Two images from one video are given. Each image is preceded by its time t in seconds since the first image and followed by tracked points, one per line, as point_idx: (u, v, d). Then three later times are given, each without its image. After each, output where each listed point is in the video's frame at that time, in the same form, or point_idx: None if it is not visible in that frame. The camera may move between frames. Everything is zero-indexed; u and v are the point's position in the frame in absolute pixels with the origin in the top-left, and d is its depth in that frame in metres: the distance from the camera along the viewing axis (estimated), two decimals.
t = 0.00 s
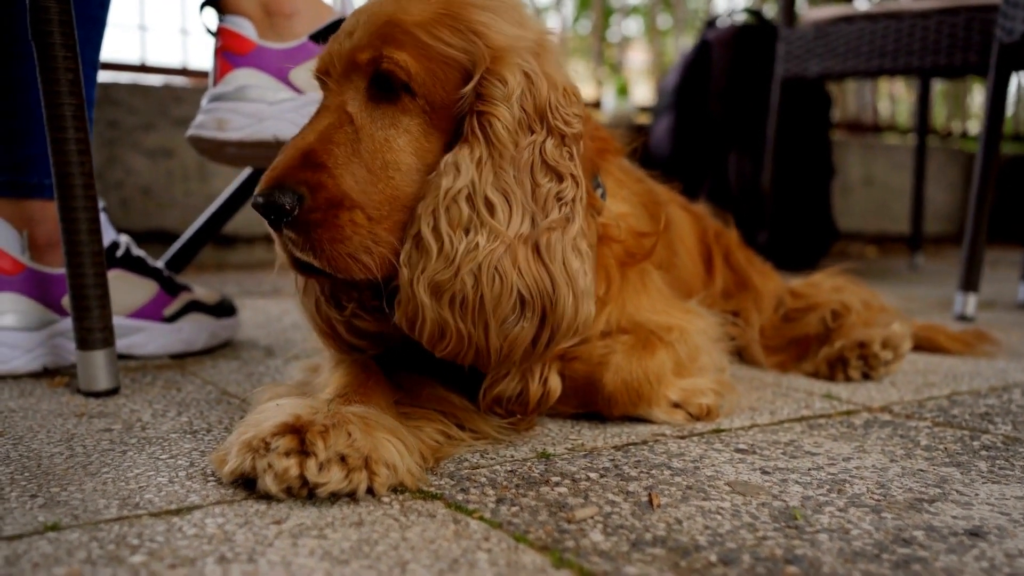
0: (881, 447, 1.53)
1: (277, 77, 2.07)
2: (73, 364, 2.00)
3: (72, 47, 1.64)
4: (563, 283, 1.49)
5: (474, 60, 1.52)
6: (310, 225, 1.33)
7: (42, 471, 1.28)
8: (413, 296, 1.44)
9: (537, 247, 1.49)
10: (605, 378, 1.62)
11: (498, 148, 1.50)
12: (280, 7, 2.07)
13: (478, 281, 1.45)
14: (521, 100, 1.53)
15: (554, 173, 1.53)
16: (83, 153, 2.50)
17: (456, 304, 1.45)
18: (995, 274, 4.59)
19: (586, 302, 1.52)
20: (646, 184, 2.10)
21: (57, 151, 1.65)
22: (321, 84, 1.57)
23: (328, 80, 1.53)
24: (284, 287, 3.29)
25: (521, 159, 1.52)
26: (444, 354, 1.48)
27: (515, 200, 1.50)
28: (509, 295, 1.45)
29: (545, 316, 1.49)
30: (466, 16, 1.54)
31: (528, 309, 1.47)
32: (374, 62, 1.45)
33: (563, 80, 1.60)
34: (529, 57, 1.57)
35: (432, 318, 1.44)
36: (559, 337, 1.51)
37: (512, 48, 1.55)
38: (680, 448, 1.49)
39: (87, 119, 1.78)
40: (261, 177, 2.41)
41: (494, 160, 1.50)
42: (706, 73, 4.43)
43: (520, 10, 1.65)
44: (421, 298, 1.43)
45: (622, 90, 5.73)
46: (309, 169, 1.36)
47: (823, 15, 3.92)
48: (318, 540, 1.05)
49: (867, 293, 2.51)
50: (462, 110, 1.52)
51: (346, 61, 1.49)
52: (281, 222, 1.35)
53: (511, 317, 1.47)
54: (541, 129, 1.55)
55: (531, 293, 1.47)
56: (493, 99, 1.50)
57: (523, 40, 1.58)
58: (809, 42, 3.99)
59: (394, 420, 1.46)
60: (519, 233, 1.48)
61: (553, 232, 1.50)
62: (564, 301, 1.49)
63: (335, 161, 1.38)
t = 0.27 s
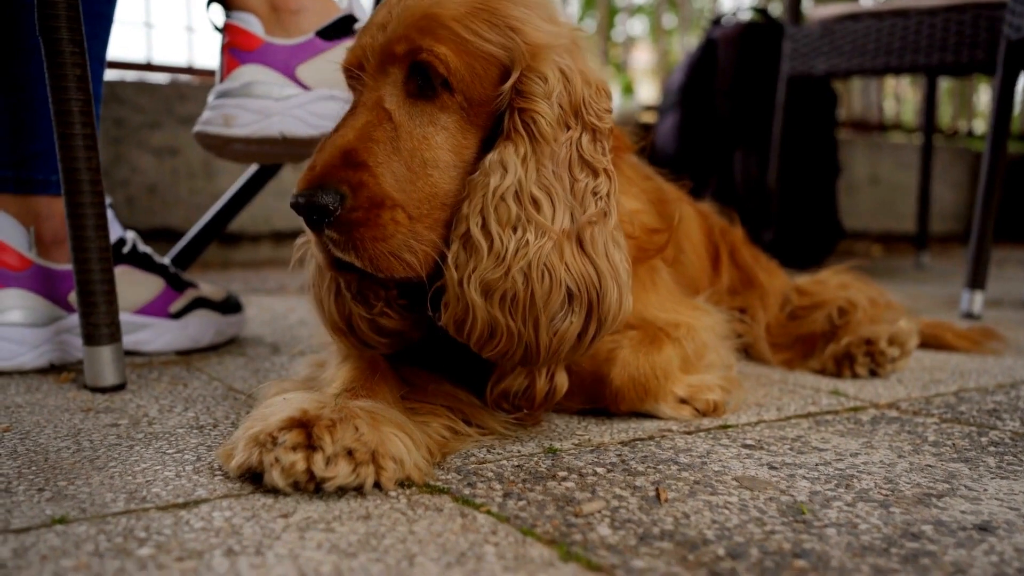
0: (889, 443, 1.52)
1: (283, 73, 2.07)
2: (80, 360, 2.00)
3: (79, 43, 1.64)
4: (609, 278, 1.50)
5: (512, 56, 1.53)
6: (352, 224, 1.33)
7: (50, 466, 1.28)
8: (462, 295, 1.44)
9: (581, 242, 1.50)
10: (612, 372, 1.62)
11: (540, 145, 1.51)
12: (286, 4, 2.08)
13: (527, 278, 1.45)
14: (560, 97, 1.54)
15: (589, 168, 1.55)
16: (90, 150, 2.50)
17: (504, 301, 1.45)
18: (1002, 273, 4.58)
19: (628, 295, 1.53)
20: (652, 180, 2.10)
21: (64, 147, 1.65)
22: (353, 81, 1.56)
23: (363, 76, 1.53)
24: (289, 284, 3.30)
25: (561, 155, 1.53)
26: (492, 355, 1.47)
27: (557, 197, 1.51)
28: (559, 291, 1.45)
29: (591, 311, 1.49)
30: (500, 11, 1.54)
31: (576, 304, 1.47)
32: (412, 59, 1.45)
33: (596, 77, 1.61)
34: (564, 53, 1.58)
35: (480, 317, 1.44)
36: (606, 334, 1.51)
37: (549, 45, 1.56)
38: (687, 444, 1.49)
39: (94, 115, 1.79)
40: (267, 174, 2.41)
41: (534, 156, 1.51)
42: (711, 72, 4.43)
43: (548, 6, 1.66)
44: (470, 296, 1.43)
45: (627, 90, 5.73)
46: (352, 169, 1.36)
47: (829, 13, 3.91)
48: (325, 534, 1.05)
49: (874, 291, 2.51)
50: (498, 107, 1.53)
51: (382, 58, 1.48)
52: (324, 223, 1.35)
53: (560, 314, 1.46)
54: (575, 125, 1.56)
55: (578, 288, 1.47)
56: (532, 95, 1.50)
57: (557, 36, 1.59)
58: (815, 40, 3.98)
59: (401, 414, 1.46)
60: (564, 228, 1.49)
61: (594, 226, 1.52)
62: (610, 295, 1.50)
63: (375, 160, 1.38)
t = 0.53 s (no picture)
0: (892, 439, 1.52)
1: (284, 69, 2.07)
2: (80, 357, 2.00)
3: (79, 38, 1.64)
4: (614, 276, 1.49)
5: (521, 53, 1.51)
6: (362, 222, 1.33)
7: (49, 461, 1.28)
8: (468, 291, 1.43)
9: (586, 239, 1.50)
10: (613, 368, 1.62)
11: (547, 142, 1.51)
12: None
13: (533, 275, 1.44)
14: (567, 94, 1.53)
15: (596, 165, 1.54)
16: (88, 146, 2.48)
17: (510, 298, 1.44)
18: (1004, 271, 4.57)
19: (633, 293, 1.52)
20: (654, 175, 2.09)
21: (64, 142, 1.65)
22: (359, 75, 1.55)
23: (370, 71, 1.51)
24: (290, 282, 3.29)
25: (567, 152, 1.53)
26: (497, 352, 1.47)
27: (563, 194, 1.50)
28: (564, 288, 1.45)
29: (596, 308, 1.49)
30: (509, 5, 1.53)
31: (581, 301, 1.47)
32: (421, 54, 1.44)
33: (603, 73, 1.60)
34: (572, 49, 1.57)
35: (484, 314, 1.43)
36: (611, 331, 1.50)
37: (558, 42, 1.55)
38: (688, 439, 1.48)
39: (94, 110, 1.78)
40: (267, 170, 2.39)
41: (541, 153, 1.50)
42: (712, 70, 4.37)
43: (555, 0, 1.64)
44: (476, 293, 1.43)
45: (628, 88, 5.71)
46: (361, 167, 1.35)
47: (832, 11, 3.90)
48: (325, 528, 1.04)
49: (876, 288, 2.50)
50: (505, 103, 1.52)
51: (390, 52, 1.47)
52: (333, 220, 1.34)
53: (565, 311, 1.46)
54: (582, 122, 1.56)
55: (583, 285, 1.47)
56: (541, 91, 1.50)
57: (566, 33, 1.57)
58: (817, 38, 3.97)
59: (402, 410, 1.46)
60: (570, 225, 1.49)
61: (599, 223, 1.51)
62: (615, 292, 1.49)
63: (384, 157, 1.37)
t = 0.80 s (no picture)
0: (905, 441, 1.50)
1: (289, 67, 2.05)
2: (84, 358, 1.98)
3: (83, 36, 1.62)
4: (626, 277, 1.48)
5: (531, 52, 1.50)
6: (372, 225, 1.31)
7: (52, 464, 1.26)
8: (479, 293, 1.41)
9: (598, 240, 1.48)
10: (623, 370, 1.60)
11: (558, 142, 1.49)
12: None
13: (545, 276, 1.42)
14: (578, 93, 1.51)
15: (607, 165, 1.52)
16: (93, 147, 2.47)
17: (521, 300, 1.42)
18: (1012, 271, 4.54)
19: (646, 294, 1.51)
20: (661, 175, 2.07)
21: (68, 141, 1.63)
22: (367, 75, 1.53)
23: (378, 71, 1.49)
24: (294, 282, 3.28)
25: (578, 152, 1.51)
26: (508, 355, 1.45)
27: (574, 194, 1.48)
28: (577, 290, 1.43)
29: (609, 309, 1.47)
30: (518, 4, 1.51)
31: (593, 303, 1.45)
32: (430, 54, 1.42)
33: (614, 72, 1.59)
34: (582, 47, 1.55)
35: (496, 316, 1.41)
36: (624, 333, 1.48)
37: (569, 41, 1.53)
38: (699, 442, 1.46)
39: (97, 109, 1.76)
40: (272, 169, 2.38)
41: (552, 153, 1.48)
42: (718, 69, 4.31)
43: None
44: (487, 295, 1.41)
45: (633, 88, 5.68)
46: (371, 168, 1.33)
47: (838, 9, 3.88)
48: (332, 533, 1.03)
49: (886, 288, 2.48)
50: (515, 103, 1.50)
51: (399, 52, 1.45)
52: (343, 223, 1.32)
53: (578, 313, 1.44)
54: (593, 121, 1.54)
55: (596, 286, 1.45)
56: (552, 91, 1.48)
57: (575, 31, 1.56)
58: (824, 37, 3.94)
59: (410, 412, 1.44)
60: (581, 226, 1.47)
61: (611, 224, 1.49)
62: (628, 293, 1.48)
63: (394, 158, 1.36)
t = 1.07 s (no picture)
0: (913, 447, 1.47)
1: (288, 67, 2.03)
2: (80, 361, 1.96)
3: (78, 36, 1.60)
4: (632, 281, 1.46)
5: (534, 53, 1.48)
6: (375, 230, 1.29)
7: (46, 472, 1.24)
8: (483, 298, 1.39)
9: (603, 243, 1.46)
10: (626, 375, 1.57)
11: (563, 145, 1.47)
12: None
13: (550, 281, 1.40)
14: (582, 95, 1.49)
15: (611, 167, 1.50)
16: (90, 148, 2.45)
17: (526, 305, 1.40)
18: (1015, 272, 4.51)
19: (651, 298, 1.48)
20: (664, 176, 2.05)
21: (63, 142, 1.61)
22: (368, 77, 1.51)
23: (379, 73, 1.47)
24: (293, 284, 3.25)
25: (582, 155, 1.49)
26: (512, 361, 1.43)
27: (578, 197, 1.46)
28: (583, 294, 1.41)
29: (614, 313, 1.44)
30: (521, 4, 1.49)
31: (599, 307, 1.43)
32: (433, 55, 1.40)
33: (618, 73, 1.56)
34: (586, 49, 1.53)
35: (500, 322, 1.39)
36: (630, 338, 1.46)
37: (573, 42, 1.51)
38: (704, 448, 1.44)
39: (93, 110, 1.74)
40: (271, 171, 2.36)
41: (556, 156, 1.46)
42: (719, 69, 4.34)
43: None
44: (491, 299, 1.39)
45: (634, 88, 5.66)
46: (373, 172, 1.31)
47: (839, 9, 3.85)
48: (331, 545, 1.00)
49: (890, 290, 2.45)
50: (519, 105, 1.48)
51: (400, 53, 1.43)
52: (346, 228, 1.30)
53: (583, 317, 1.42)
54: (597, 123, 1.52)
55: (602, 290, 1.43)
56: (556, 93, 1.46)
57: (579, 32, 1.54)
58: (826, 37, 3.92)
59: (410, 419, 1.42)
60: (586, 229, 1.45)
61: (617, 227, 1.47)
62: (633, 297, 1.45)
63: (396, 162, 1.33)
